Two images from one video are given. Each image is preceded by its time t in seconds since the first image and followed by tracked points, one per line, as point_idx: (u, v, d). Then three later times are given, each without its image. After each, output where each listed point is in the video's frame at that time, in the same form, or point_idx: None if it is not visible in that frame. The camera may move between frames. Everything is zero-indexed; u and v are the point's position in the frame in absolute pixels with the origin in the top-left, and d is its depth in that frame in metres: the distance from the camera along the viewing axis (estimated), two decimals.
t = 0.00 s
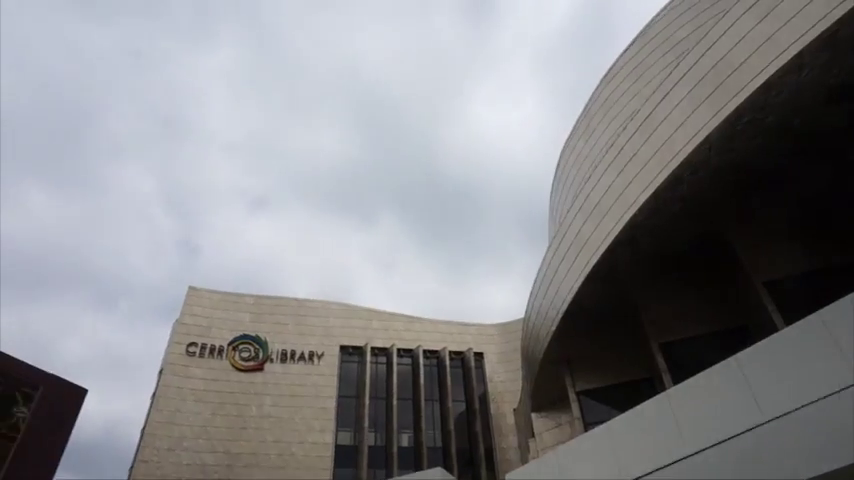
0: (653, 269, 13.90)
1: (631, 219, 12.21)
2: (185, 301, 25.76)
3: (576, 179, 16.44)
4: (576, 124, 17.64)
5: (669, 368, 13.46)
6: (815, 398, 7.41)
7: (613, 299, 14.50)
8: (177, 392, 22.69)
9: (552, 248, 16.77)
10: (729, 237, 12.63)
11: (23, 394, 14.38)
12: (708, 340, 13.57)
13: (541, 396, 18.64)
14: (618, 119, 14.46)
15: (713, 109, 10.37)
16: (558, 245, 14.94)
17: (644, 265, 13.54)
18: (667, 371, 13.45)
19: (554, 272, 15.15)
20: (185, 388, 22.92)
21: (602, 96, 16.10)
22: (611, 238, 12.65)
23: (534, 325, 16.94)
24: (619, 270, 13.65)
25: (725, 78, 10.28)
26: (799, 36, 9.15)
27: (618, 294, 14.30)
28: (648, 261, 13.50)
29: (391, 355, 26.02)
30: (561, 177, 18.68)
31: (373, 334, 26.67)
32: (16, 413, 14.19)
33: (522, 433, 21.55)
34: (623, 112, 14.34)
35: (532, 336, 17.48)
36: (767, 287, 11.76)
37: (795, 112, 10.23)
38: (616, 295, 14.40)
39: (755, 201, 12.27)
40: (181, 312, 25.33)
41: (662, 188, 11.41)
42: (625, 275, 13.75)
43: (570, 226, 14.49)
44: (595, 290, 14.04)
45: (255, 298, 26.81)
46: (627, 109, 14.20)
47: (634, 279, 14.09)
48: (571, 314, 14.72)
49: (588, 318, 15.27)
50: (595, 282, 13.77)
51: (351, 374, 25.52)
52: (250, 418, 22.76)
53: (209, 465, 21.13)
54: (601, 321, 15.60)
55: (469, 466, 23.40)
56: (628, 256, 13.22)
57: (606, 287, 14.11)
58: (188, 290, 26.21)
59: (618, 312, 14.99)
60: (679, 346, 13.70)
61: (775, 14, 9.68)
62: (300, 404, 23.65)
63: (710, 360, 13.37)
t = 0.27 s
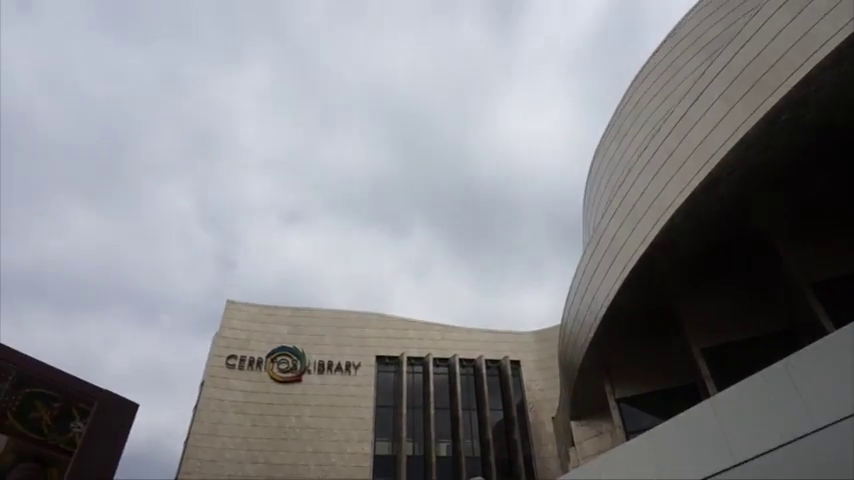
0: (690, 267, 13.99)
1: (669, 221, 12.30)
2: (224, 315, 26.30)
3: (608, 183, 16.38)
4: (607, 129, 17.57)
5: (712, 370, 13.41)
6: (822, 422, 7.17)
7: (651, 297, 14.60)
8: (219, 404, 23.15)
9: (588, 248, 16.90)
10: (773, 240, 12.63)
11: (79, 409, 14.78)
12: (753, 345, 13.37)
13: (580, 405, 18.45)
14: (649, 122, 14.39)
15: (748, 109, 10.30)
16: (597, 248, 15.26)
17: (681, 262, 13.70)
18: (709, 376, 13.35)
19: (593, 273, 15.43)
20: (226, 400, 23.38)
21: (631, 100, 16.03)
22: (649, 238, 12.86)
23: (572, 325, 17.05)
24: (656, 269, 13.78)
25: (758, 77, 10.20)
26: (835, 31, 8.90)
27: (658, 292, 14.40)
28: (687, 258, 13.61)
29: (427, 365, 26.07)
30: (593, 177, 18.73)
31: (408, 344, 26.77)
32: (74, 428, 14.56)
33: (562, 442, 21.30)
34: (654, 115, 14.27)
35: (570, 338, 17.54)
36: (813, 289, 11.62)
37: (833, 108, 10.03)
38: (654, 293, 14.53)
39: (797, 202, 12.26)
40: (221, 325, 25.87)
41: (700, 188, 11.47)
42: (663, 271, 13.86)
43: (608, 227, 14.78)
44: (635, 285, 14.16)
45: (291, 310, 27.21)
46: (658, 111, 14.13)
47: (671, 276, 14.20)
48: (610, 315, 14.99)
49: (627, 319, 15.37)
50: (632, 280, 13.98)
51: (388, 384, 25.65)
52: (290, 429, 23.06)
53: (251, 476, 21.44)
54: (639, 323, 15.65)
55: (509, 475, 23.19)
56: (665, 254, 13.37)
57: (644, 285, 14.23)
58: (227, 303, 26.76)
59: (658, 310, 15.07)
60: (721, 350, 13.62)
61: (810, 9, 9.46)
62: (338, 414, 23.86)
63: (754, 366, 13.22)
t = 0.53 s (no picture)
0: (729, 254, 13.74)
1: (707, 209, 12.11)
2: (261, 320, 26.75)
3: (641, 174, 16.15)
4: (637, 119, 17.31)
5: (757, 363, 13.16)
6: None
7: (689, 286, 14.53)
8: (259, 407, 23.58)
9: (622, 241, 16.81)
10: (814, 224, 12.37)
11: (132, 417, 15.27)
12: (798, 334, 13.05)
13: (620, 400, 18.27)
14: (681, 110, 14.14)
15: (786, 91, 10.06)
16: (632, 241, 15.23)
17: (719, 251, 13.60)
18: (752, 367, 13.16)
19: (628, 267, 15.40)
20: (266, 403, 23.80)
21: (662, 88, 15.77)
22: (687, 227, 12.68)
23: (607, 321, 16.94)
24: (694, 259, 13.63)
25: (797, 57, 9.95)
26: None
27: (695, 280, 14.34)
28: (724, 247, 13.48)
29: (463, 363, 26.10)
30: (625, 170, 18.52)
31: (444, 344, 26.82)
32: (128, 434, 14.99)
33: (603, 439, 21.05)
34: (686, 102, 14.01)
35: (605, 333, 17.41)
36: None
37: None
38: (694, 283, 14.45)
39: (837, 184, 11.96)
40: (258, 330, 26.33)
41: (738, 175, 11.28)
42: (700, 261, 13.77)
43: (642, 220, 14.74)
44: (673, 275, 13.99)
45: (327, 313, 27.52)
46: (690, 98, 13.87)
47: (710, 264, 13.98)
48: (648, 309, 14.91)
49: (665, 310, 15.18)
50: (669, 272, 13.85)
51: (424, 384, 25.76)
52: (329, 430, 23.35)
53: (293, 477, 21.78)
54: (677, 314, 15.49)
55: (549, 472, 23.03)
56: (704, 242, 13.17)
57: (681, 276, 14.13)
58: (264, 308, 27.22)
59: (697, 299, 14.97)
60: (764, 341, 13.36)
61: None
62: (376, 415, 24.05)
63: (800, 354, 12.87)
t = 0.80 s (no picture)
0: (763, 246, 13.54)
1: (738, 200, 11.97)
2: (293, 330, 27.15)
3: (668, 169, 16.01)
4: (661, 114, 17.18)
5: (797, 354, 12.96)
6: None
7: (722, 279, 14.41)
8: (295, 416, 23.92)
9: (652, 237, 16.69)
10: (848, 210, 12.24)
11: (178, 431, 16.15)
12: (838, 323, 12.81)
13: (656, 399, 18.09)
14: (706, 102, 14.01)
15: (816, 76, 9.92)
16: (662, 237, 15.12)
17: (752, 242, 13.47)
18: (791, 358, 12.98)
19: (659, 264, 15.29)
20: (302, 412, 24.13)
21: (685, 81, 15.64)
22: (718, 220, 12.55)
23: (640, 319, 16.83)
24: (726, 252, 13.49)
25: (825, 42, 9.82)
26: None
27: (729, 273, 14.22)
28: (756, 238, 13.36)
29: (495, 366, 26.09)
30: (651, 166, 18.39)
31: (475, 347, 26.85)
32: (175, 448, 15.87)
33: (641, 438, 20.80)
34: (711, 93, 13.87)
35: (638, 332, 17.28)
36: None
37: None
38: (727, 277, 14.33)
39: None
40: (291, 340, 26.73)
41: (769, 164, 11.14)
42: (733, 254, 13.64)
43: (672, 216, 14.65)
44: (706, 268, 13.83)
45: (357, 321, 27.78)
46: (715, 89, 13.73)
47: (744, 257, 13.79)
48: (681, 304, 14.78)
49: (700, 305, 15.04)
50: (702, 267, 13.73)
51: (457, 388, 25.82)
52: (365, 437, 23.56)
53: None
54: (712, 308, 15.35)
55: (587, 473, 22.83)
56: (737, 235, 13.01)
57: (714, 270, 14.00)
58: (296, 318, 27.62)
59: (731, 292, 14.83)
60: (803, 332, 13.13)
61: None
62: (410, 420, 24.18)
63: (841, 344, 12.62)
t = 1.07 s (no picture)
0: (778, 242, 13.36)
1: (751, 196, 11.89)
2: (306, 337, 27.22)
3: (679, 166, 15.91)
4: (670, 111, 17.08)
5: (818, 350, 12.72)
6: None
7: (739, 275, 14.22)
8: (310, 423, 23.96)
9: (664, 235, 16.57)
10: None
11: (197, 442, 16.73)
12: None
13: (674, 398, 17.91)
14: (716, 97, 13.91)
15: (827, 69, 9.84)
16: (675, 235, 15.00)
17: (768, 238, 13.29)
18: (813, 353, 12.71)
19: (672, 261, 15.16)
20: (317, 418, 24.19)
21: (693, 77, 15.53)
22: (731, 217, 12.46)
23: (654, 318, 16.67)
24: (741, 248, 13.35)
25: (835, 34, 9.74)
26: None
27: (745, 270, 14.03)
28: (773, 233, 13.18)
29: (509, 368, 26.00)
30: (662, 163, 18.27)
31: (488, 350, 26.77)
32: (195, 459, 16.49)
33: (658, 438, 20.61)
34: (719, 89, 13.78)
35: (652, 330, 17.06)
36: None
37: None
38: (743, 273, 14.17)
39: None
40: (304, 347, 26.80)
41: (781, 159, 11.06)
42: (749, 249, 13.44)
43: (684, 212, 14.53)
44: (720, 265, 13.71)
45: (370, 326, 27.80)
46: (723, 85, 13.63)
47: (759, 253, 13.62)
48: (696, 301, 14.65)
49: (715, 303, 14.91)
50: (716, 263, 13.60)
51: (472, 391, 25.75)
52: (380, 442, 23.54)
53: None
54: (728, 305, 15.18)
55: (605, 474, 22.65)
56: (751, 231, 12.91)
57: (729, 266, 13.87)
58: (308, 325, 27.69)
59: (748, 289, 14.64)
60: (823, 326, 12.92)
61: None
62: (425, 425, 24.14)
63: None
